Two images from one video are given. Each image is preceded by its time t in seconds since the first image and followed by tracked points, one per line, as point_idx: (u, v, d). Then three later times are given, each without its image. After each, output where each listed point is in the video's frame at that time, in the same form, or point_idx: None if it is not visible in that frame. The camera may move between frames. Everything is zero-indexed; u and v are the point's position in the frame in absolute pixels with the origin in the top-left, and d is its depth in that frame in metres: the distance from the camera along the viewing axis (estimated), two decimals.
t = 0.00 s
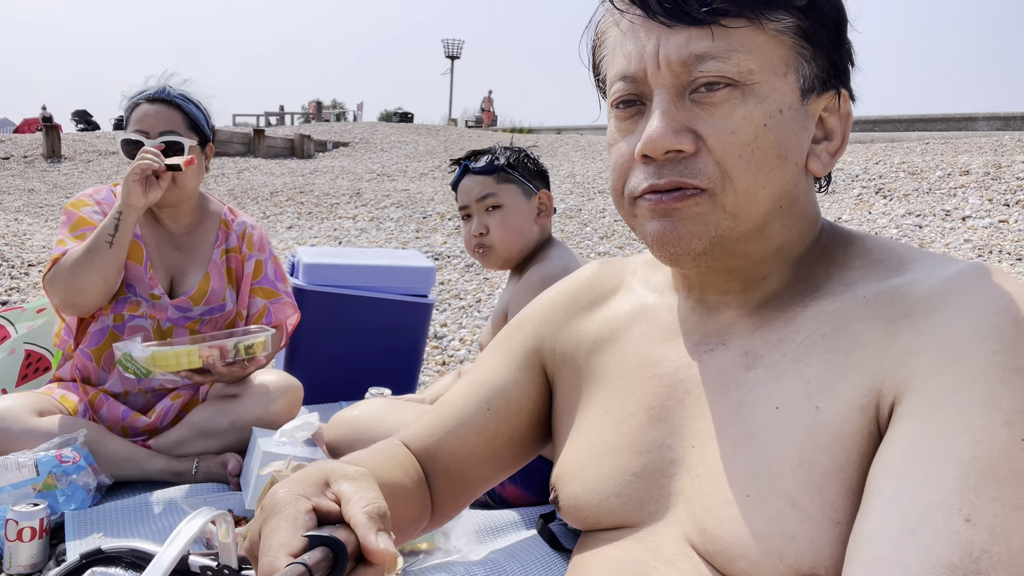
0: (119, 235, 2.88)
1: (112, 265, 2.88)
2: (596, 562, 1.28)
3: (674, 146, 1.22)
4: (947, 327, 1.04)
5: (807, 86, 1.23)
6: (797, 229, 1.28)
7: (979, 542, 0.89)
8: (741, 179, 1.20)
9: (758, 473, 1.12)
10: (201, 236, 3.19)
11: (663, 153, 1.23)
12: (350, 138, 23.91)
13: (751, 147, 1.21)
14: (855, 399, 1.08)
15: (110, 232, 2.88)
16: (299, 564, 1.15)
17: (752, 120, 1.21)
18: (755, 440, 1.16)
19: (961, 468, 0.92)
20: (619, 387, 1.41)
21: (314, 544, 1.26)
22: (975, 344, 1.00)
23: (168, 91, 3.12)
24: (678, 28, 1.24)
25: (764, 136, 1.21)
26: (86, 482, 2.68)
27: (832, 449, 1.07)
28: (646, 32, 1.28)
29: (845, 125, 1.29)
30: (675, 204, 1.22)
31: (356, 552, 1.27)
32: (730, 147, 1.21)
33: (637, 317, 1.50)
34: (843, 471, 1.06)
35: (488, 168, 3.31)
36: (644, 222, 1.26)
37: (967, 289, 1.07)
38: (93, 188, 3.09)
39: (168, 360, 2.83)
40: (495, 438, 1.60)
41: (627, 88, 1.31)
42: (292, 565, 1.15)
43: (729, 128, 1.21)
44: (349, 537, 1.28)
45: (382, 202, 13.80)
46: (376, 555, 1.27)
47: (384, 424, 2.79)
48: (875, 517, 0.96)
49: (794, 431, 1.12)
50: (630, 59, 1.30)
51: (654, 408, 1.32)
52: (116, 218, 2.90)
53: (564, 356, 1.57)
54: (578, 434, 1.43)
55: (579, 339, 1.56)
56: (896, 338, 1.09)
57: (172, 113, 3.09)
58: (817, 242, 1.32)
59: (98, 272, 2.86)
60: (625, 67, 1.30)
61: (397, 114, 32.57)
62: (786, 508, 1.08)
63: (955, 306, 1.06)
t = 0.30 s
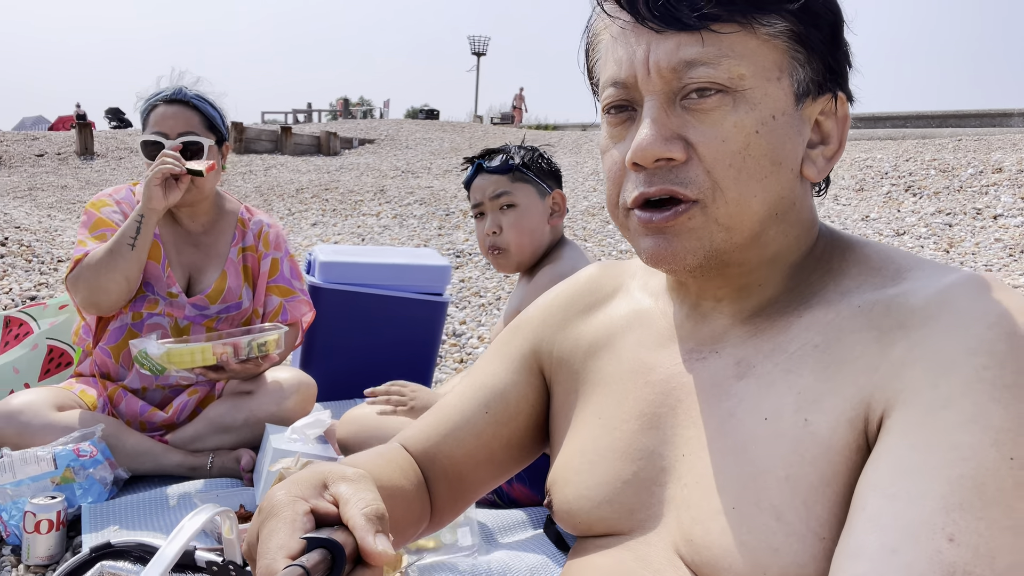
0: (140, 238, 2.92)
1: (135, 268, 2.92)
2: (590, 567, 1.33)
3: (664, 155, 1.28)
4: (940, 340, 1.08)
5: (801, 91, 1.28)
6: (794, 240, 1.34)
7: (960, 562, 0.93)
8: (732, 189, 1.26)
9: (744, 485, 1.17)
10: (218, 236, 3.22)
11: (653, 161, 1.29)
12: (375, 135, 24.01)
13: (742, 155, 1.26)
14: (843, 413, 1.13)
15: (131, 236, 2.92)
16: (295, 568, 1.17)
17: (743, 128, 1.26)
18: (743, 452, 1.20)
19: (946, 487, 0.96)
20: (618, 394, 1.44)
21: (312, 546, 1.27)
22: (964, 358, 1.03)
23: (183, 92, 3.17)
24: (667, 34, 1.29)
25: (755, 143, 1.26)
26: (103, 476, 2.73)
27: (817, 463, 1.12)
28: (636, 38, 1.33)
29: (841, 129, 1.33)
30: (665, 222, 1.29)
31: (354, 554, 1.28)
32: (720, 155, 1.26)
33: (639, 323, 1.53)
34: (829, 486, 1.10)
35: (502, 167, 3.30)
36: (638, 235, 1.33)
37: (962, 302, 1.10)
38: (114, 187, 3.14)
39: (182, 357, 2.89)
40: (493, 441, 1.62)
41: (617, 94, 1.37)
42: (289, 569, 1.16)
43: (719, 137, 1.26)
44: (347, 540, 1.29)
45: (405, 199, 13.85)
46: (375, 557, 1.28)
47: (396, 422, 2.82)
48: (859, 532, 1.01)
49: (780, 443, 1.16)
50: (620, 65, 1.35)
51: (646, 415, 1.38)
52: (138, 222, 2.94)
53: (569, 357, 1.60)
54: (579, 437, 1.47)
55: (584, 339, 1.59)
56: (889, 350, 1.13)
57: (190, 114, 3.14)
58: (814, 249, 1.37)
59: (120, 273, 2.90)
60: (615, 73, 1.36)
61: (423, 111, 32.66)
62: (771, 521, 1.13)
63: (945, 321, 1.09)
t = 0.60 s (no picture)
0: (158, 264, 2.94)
1: (150, 285, 2.98)
2: (588, 567, 1.34)
3: (647, 160, 1.31)
4: (934, 347, 1.08)
5: (790, 92, 1.29)
6: (789, 244, 1.36)
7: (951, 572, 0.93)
8: (717, 194, 1.28)
9: (738, 490, 1.18)
10: (232, 231, 3.27)
11: (636, 166, 1.32)
12: (395, 132, 24.09)
13: (726, 159, 1.28)
14: (838, 420, 1.14)
15: (148, 262, 2.91)
16: (300, 562, 1.16)
17: (726, 132, 1.28)
18: (739, 457, 1.21)
19: (938, 496, 0.97)
20: (618, 395, 1.46)
21: (314, 542, 1.28)
22: (957, 366, 1.04)
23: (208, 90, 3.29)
24: (649, 40, 1.32)
25: (738, 147, 1.28)
26: (119, 469, 2.77)
27: (811, 470, 1.13)
28: (623, 44, 1.36)
29: (836, 129, 1.35)
30: (654, 233, 1.31)
31: (356, 550, 1.29)
32: (703, 159, 1.29)
33: (640, 325, 1.55)
34: (822, 493, 1.11)
35: (522, 166, 3.30)
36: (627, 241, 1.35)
37: (959, 308, 1.10)
38: (127, 188, 3.16)
39: (199, 353, 2.95)
40: (495, 440, 1.63)
41: (606, 99, 1.40)
42: (293, 563, 1.16)
43: (702, 141, 1.29)
44: (349, 536, 1.31)
45: (424, 196, 13.89)
46: (376, 554, 1.29)
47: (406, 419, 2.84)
48: (850, 540, 1.01)
49: (774, 449, 1.18)
50: (609, 71, 1.38)
51: (645, 417, 1.39)
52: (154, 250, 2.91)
53: (571, 357, 1.61)
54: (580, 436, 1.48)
55: (586, 339, 1.61)
56: (885, 356, 1.13)
57: (215, 107, 3.21)
58: (811, 253, 1.39)
59: (136, 291, 2.96)
60: (603, 79, 1.39)
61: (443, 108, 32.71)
62: (764, 527, 1.13)
63: (941, 329, 1.10)
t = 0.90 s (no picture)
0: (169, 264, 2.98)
1: (161, 282, 3.02)
2: (583, 567, 1.35)
3: (648, 166, 1.31)
4: (930, 355, 1.08)
5: (789, 95, 1.30)
6: (785, 246, 1.36)
7: None
8: (719, 197, 1.29)
9: (731, 495, 1.19)
10: (243, 231, 3.30)
11: (637, 173, 1.32)
12: (410, 130, 24.15)
13: (727, 164, 1.29)
14: (832, 426, 1.14)
15: (159, 261, 2.96)
16: (304, 557, 1.17)
17: (727, 137, 1.29)
18: (733, 461, 1.22)
19: (926, 504, 0.97)
20: (617, 397, 1.46)
21: (316, 539, 1.28)
22: (951, 377, 1.04)
23: (221, 89, 3.33)
24: (648, 46, 1.32)
25: (740, 152, 1.29)
26: (131, 464, 2.82)
27: (804, 476, 1.13)
28: (620, 49, 1.36)
29: (834, 130, 1.35)
30: (654, 232, 1.32)
31: (359, 547, 1.30)
32: (704, 164, 1.29)
33: (639, 326, 1.55)
34: (814, 499, 1.12)
35: (540, 167, 3.30)
36: (625, 241, 1.36)
37: (956, 316, 1.10)
38: (140, 186, 3.20)
39: (211, 349, 2.97)
40: (497, 438, 1.65)
41: (605, 104, 1.40)
42: (296, 558, 1.17)
43: (703, 146, 1.29)
44: (351, 532, 1.32)
45: (438, 195, 13.92)
46: (378, 550, 1.30)
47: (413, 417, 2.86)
48: (839, 548, 1.02)
49: (768, 454, 1.18)
50: (607, 76, 1.39)
51: (642, 420, 1.40)
52: (165, 249, 2.95)
53: (571, 357, 1.62)
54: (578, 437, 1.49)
55: (587, 340, 1.61)
56: (880, 363, 1.14)
57: (228, 108, 3.25)
58: (809, 256, 1.38)
59: (147, 288, 3.00)
60: (602, 85, 1.40)
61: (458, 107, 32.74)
62: (756, 532, 1.14)
63: (937, 338, 1.10)
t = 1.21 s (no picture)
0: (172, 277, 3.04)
1: (165, 295, 3.09)
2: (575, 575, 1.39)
3: (645, 186, 1.34)
4: (915, 378, 1.11)
5: (783, 115, 1.32)
6: (779, 263, 1.38)
7: None
8: (715, 217, 1.31)
9: (719, 509, 1.22)
10: (254, 234, 3.35)
11: (634, 192, 1.35)
12: (423, 129, 24.23)
13: (722, 184, 1.31)
14: (816, 445, 1.17)
15: (163, 272, 3.02)
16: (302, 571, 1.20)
17: (723, 158, 1.31)
18: (721, 476, 1.25)
19: (902, 525, 1.00)
20: (611, 410, 1.49)
21: (316, 549, 1.31)
22: (933, 401, 1.06)
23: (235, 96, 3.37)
24: (645, 67, 1.35)
25: (734, 172, 1.31)
26: (141, 464, 2.87)
27: (788, 493, 1.16)
28: (617, 69, 1.39)
29: (827, 148, 1.38)
30: (651, 248, 1.34)
31: (359, 556, 1.34)
32: (700, 184, 1.31)
33: (635, 339, 1.58)
34: (798, 515, 1.14)
35: (551, 176, 3.32)
36: (624, 259, 1.38)
37: (942, 340, 1.12)
38: (151, 192, 3.25)
39: (221, 346, 3.02)
40: (496, 446, 1.68)
41: (602, 123, 1.43)
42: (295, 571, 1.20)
43: (699, 166, 1.31)
44: (353, 542, 1.35)
45: (450, 195, 13.96)
46: (379, 560, 1.34)
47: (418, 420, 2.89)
48: (820, 565, 1.04)
49: (755, 471, 1.21)
50: (603, 96, 1.41)
51: (634, 432, 1.43)
52: (169, 262, 3.01)
53: (570, 367, 1.64)
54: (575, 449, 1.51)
55: (583, 352, 1.64)
56: (864, 384, 1.16)
57: (242, 113, 3.29)
58: (801, 273, 1.41)
59: (150, 299, 3.06)
60: (599, 104, 1.42)
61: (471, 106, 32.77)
62: (742, 547, 1.17)
63: (922, 361, 1.12)
